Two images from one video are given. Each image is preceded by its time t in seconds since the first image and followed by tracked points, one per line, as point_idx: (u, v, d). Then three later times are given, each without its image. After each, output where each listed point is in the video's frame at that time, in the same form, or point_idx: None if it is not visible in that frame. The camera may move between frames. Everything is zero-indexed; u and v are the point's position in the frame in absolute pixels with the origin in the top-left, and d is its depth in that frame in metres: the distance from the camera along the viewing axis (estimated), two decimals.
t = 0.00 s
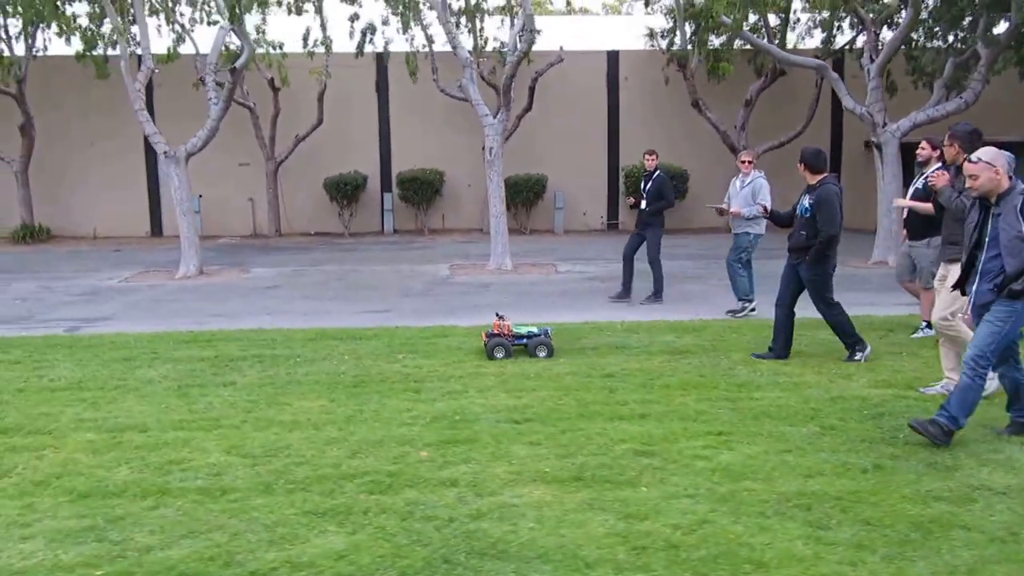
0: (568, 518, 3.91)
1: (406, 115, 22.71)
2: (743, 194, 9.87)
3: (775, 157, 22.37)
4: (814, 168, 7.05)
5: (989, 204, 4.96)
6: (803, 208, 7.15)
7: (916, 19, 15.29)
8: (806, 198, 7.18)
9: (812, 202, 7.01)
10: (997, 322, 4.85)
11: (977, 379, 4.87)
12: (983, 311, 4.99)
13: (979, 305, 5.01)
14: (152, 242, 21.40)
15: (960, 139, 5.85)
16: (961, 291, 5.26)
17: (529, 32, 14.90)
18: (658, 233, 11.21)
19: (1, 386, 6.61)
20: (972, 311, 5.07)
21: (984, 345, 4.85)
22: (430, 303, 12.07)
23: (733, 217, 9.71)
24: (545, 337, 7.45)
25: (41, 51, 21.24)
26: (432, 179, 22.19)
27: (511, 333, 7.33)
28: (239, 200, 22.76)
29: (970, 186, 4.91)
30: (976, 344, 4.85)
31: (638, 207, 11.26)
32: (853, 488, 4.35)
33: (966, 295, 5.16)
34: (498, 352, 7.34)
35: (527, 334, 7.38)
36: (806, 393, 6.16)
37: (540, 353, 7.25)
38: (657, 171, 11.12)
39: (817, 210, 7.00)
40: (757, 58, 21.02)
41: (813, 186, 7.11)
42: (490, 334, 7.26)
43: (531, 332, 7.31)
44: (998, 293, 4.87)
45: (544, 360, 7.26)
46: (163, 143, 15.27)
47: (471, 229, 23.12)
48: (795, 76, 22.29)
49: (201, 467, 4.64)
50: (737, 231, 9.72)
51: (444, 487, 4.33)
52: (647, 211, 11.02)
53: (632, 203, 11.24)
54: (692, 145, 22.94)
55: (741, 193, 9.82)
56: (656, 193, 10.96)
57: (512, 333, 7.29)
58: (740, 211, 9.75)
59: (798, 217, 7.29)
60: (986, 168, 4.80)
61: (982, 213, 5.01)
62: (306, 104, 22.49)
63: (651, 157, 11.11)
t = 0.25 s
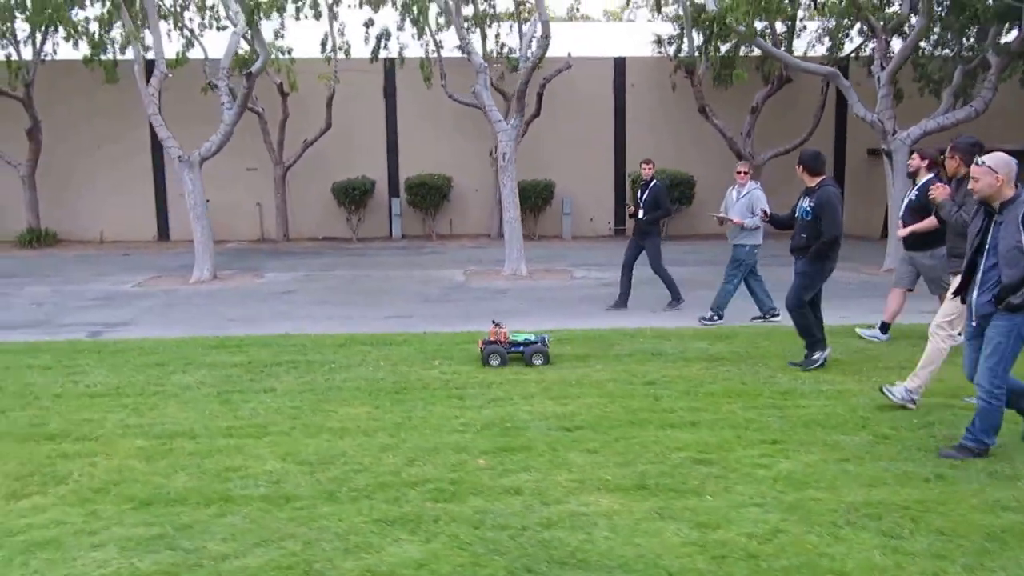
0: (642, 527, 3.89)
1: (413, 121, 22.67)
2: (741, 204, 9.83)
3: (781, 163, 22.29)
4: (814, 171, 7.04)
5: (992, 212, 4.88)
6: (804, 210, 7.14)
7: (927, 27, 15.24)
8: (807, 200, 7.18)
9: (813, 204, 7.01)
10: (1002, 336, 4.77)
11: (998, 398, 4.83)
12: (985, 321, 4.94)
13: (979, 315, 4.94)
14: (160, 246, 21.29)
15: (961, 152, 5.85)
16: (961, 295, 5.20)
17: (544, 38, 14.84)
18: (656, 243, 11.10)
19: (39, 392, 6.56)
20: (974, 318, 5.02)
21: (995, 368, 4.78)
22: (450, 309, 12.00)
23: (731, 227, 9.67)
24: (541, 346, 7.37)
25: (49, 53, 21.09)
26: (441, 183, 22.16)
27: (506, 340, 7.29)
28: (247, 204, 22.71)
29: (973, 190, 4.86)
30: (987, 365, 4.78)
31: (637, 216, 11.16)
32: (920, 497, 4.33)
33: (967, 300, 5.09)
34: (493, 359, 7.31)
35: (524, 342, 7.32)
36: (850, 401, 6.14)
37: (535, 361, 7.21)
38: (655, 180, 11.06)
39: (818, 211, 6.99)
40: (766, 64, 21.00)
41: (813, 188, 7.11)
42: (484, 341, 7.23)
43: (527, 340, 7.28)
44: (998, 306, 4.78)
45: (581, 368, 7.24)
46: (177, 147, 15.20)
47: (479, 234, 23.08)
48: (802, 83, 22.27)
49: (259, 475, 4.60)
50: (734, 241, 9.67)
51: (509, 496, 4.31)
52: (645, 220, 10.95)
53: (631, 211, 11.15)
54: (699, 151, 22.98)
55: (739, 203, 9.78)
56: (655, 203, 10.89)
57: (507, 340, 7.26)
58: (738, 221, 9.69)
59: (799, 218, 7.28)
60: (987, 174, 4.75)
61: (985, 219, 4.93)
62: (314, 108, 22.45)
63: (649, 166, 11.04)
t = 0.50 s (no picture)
0: (712, 529, 3.91)
1: (420, 125, 22.70)
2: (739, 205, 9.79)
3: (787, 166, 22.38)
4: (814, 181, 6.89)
5: (995, 216, 4.84)
6: (802, 222, 6.98)
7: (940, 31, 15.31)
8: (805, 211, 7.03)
9: (812, 216, 6.85)
10: None
11: None
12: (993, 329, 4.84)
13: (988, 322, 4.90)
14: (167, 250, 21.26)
15: (963, 158, 5.72)
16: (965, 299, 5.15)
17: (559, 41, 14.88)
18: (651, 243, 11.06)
19: (77, 396, 6.54)
20: (979, 326, 4.92)
21: None
22: (469, 312, 12.02)
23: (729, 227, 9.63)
24: (535, 351, 7.37)
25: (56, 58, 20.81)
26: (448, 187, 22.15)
27: (499, 344, 7.30)
28: (253, 209, 22.69)
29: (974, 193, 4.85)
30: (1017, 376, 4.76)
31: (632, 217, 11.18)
32: (980, 498, 4.35)
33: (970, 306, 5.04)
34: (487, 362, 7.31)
35: (518, 346, 7.33)
36: (890, 403, 6.17)
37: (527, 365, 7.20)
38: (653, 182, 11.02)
39: (816, 224, 6.84)
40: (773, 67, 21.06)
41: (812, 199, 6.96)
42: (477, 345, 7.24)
43: (520, 344, 7.27)
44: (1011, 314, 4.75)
45: (615, 371, 7.26)
46: (189, 151, 15.17)
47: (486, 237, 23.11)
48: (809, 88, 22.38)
49: (318, 478, 4.61)
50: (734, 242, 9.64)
51: (571, 499, 4.32)
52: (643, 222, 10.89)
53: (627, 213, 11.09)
54: (706, 155, 23.06)
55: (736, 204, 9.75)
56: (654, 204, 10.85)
57: (500, 344, 7.26)
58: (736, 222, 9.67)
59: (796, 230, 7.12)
60: (988, 176, 4.74)
61: (989, 223, 4.88)
62: (321, 112, 22.45)
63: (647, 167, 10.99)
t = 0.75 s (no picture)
0: (779, 526, 3.95)
1: (425, 125, 22.70)
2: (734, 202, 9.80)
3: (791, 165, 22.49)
4: (809, 174, 6.94)
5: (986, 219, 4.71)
6: (797, 216, 7.01)
7: (950, 31, 15.46)
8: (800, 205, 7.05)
9: (807, 209, 6.88)
10: (1019, 342, 4.67)
11: None
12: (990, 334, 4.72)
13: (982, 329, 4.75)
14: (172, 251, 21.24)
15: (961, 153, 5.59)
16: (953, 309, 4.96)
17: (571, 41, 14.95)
18: (648, 243, 10.97)
19: (114, 399, 6.55)
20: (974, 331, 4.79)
21: None
22: (487, 312, 12.07)
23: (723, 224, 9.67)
24: (528, 350, 7.43)
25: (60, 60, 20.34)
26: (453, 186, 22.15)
27: (494, 343, 7.34)
28: (258, 210, 22.65)
29: (966, 192, 4.71)
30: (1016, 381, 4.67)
31: (630, 219, 10.99)
32: None
33: (964, 315, 4.85)
34: (479, 361, 7.40)
35: (511, 345, 7.40)
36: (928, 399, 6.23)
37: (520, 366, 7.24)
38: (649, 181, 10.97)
39: (811, 218, 6.87)
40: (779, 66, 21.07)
41: (808, 193, 7.00)
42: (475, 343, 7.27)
43: (514, 343, 7.31)
44: (1007, 320, 4.63)
45: (646, 370, 7.31)
46: (199, 150, 15.02)
47: (492, 237, 23.13)
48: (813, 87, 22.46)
49: (375, 477, 4.63)
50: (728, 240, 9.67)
51: (631, 496, 4.36)
52: (640, 223, 10.86)
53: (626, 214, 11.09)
54: (710, 154, 23.14)
55: (732, 202, 9.78)
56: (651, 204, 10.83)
57: (496, 344, 7.30)
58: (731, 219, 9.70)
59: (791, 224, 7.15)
60: (984, 176, 4.61)
61: (981, 226, 4.67)
62: (326, 112, 22.42)
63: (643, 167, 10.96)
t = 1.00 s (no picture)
0: (843, 519, 3.99)
1: (426, 124, 22.68)
2: (722, 202, 9.75)
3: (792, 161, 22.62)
4: (798, 174, 7.03)
5: (978, 211, 4.86)
6: (789, 216, 7.08)
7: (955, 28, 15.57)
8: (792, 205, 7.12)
9: (797, 208, 6.96)
10: (1000, 330, 4.74)
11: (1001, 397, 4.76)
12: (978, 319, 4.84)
13: (975, 315, 4.88)
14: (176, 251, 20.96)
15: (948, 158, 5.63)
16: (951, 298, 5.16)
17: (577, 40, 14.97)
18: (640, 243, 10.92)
19: (148, 401, 6.54)
20: (968, 321, 4.92)
21: (985, 363, 4.74)
22: (500, 311, 12.08)
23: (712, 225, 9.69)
24: (521, 348, 7.46)
25: (59, 60, 20.10)
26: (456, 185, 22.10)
27: (485, 342, 7.36)
28: (259, 209, 22.57)
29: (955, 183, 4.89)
30: (978, 359, 4.73)
31: (622, 217, 11.01)
32: None
33: (959, 303, 5.02)
34: (472, 360, 7.34)
35: (502, 343, 7.42)
36: (962, 393, 6.29)
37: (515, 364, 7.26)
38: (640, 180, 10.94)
39: (802, 216, 6.94)
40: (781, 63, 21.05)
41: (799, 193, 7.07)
42: (464, 342, 7.30)
43: (507, 341, 7.34)
44: (996, 305, 4.75)
45: (676, 367, 7.34)
46: (204, 150, 14.88)
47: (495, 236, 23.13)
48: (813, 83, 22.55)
49: (430, 476, 4.64)
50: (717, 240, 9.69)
51: (689, 492, 4.39)
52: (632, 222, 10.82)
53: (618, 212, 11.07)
54: (710, 151, 23.21)
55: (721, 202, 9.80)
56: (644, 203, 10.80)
57: (487, 342, 7.33)
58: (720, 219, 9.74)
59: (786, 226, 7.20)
60: (969, 169, 4.79)
61: (973, 216, 4.90)
62: (327, 112, 22.35)
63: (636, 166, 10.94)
